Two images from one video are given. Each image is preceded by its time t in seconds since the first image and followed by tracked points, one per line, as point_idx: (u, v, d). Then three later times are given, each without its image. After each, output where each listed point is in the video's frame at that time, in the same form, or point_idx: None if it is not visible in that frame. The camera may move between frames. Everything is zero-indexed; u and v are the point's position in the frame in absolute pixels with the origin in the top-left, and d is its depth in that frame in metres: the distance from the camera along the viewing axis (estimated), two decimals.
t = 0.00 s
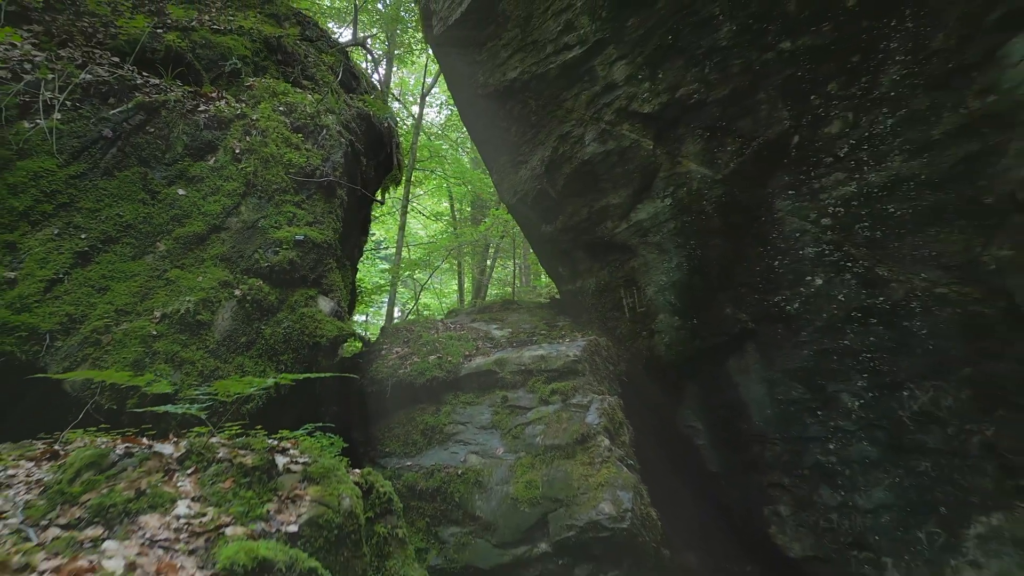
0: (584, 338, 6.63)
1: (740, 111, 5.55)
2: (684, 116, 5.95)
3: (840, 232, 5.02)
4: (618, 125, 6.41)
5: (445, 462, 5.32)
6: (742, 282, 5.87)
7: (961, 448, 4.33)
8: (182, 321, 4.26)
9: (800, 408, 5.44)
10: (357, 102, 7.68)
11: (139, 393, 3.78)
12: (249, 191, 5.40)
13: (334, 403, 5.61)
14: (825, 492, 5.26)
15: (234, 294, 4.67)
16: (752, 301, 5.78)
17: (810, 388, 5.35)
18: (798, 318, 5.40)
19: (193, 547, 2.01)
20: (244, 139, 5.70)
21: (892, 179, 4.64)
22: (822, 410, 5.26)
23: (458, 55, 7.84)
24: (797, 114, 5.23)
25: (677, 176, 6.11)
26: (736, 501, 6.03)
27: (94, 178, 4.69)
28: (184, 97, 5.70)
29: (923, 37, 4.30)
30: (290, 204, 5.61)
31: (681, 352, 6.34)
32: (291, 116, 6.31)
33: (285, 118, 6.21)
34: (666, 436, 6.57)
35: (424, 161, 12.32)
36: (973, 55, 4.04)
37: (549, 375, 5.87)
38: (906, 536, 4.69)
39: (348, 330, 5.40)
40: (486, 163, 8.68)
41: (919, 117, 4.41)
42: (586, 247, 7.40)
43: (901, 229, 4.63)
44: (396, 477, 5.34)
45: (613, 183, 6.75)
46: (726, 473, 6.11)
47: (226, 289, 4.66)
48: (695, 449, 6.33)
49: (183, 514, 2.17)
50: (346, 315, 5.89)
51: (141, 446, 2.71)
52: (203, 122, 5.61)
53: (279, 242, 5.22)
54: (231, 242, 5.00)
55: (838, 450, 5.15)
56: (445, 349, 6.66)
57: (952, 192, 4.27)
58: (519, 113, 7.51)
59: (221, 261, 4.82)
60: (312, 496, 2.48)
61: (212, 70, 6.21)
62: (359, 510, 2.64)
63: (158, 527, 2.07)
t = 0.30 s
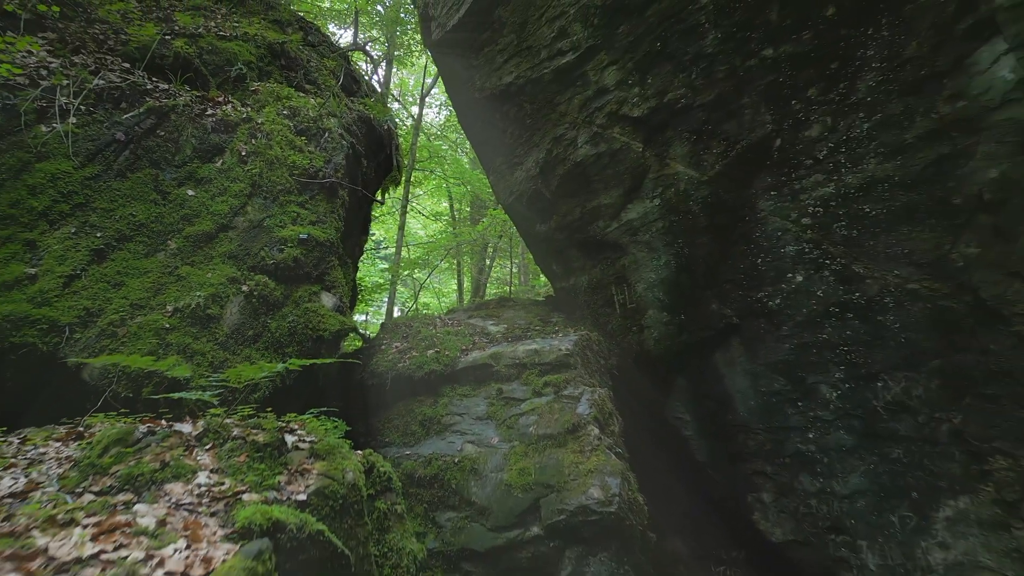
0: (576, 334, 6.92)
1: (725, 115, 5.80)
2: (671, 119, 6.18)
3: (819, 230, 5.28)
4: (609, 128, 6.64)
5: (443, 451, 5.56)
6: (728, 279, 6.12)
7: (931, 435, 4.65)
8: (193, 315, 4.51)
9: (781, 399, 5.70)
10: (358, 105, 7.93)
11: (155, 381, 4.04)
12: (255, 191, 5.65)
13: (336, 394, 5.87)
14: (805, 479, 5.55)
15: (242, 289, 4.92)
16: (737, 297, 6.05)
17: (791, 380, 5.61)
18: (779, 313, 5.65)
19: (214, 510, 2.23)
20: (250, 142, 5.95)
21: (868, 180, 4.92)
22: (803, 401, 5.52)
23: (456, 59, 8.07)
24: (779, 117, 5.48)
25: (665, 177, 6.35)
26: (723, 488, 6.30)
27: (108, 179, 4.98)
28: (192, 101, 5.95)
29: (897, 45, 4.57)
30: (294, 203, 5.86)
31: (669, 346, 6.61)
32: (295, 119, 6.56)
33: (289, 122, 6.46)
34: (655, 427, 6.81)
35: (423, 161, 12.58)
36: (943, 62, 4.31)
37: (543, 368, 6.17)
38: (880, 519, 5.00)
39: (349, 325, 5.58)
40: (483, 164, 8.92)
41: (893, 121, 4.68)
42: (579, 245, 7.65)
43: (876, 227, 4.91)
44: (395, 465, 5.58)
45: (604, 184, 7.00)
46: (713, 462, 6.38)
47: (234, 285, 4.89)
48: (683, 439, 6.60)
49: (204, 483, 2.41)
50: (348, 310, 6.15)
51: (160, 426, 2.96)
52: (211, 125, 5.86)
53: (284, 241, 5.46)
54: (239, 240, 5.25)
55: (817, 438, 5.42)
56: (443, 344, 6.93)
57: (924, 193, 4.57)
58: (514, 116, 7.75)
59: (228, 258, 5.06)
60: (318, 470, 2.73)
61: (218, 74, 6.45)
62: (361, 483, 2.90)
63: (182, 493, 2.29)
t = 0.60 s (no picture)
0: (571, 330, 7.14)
1: (715, 118, 5.96)
2: (664, 122, 6.34)
3: (804, 230, 5.48)
4: (603, 131, 6.81)
5: (441, 444, 5.74)
6: (718, 277, 6.30)
7: (910, 426, 4.87)
8: (201, 310, 4.69)
9: (769, 393, 5.89)
10: (359, 108, 8.12)
11: (166, 374, 4.23)
12: (259, 192, 5.83)
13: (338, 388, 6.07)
14: (792, 471, 5.74)
15: (247, 286, 5.09)
16: (726, 294, 6.24)
17: (778, 375, 5.80)
18: (767, 310, 5.84)
19: (229, 487, 2.41)
20: (254, 144, 6.14)
21: (851, 182, 5.14)
22: (789, 395, 5.71)
23: (454, 62, 8.18)
24: (767, 120, 5.65)
25: (657, 178, 6.53)
26: (714, 479, 6.55)
27: (118, 180, 5.17)
28: (197, 105, 6.13)
29: (880, 50, 4.81)
30: (297, 203, 6.03)
31: (661, 343, 6.82)
32: (298, 122, 6.74)
33: (292, 124, 6.64)
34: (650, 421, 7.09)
35: (423, 161, 12.76)
36: (924, 67, 4.58)
37: (538, 363, 6.38)
38: (862, 508, 5.20)
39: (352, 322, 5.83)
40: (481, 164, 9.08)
41: (877, 124, 4.94)
42: (574, 244, 7.83)
43: (859, 227, 5.13)
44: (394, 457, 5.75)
45: (599, 185, 7.18)
46: (704, 454, 6.61)
47: (240, 283, 5.07)
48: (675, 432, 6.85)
49: (218, 464, 2.59)
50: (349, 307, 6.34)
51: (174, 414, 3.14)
52: (216, 128, 6.04)
53: (288, 240, 5.64)
54: (244, 239, 5.43)
55: (803, 431, 5.61)
56: (442, 340, 7.13)
57: (905, 193, 4.82)
58: (511, 118, 7.92)
59: (234, 257, 5.24)
60: (324, 453, 2.91)
61: (222, 77, 6.63)
62: (363, 466, 3.10)
63: (198, 472, 2.47)
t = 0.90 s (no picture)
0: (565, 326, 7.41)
1: (703, 122, 6.21)
2: (654, 125, 6.57)
3: (787, 229, 5.74)
4: (597, 133, 7.06)
5: (440, 434, 5.99)
6: (706, 274, 6.56)
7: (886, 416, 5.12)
8: (212, 305, 4.93)
9: (754, 385, 6.15)
10: (360, 111, 8.38)
11: (179, 365, 4.48)
12: (265, 193, 6.07)
13: (341, 381, 6.33)
14: (776, 459, 6.01)
15: (254, 283, 5.34)
16: (714, 291, 6.49)
17: (763, 368, 6.05)
18: (752, 306, 6.09)
19: (246, 461, 2.65)
20: (261, 147, 6.39)
21: (831, 183, 5.40)
22: (774, 387, 5.97)
23: (451, 66, 8.34)
24: (752, 124, 5.90)
25: (648, 179, 6.78)
26: (702, 470, 6.80)
27: (131, 182, 5.42)
28: (205, 109, 6.37)
29: (859, 58, 5.07)
30: (301, 204, 6.28)
31: (653, 338, 7.07)
32: (302, 125, 6.99)
33: (296, 127, 6.88)
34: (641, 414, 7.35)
35: (423, 162, 12.98)
36: (901, 74, 4.84)
37: (533, 357, 6.64)
38: (841, 495, 5.46)
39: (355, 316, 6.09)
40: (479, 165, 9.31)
41: (856, 128, 5.20)
42: (569, 243, 8.08)
43: (839, 226, 5.39)
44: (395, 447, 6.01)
45: (592, 186, 7.42)
46: (693, 446, 6.86)
47: (248, 279, 5.32)
48: (665, 425, 7.10)
49: (235, 441, 2.84)
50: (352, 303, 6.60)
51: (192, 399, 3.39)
52: (223, 131, 6.28)
53: (293, 239, 5.88)
54: (251, 238, 5.67)
55: (786, 422, 5.88)
56: (441, 335, 7.38)
57: (882, 194, 5.08)
58: (507, 121, 8.16)
59: (242, 255, 5.49)
60: (331, 434, 3.16)
61: (229, 82, 6.87)
62: (367, 446, 3.35)
63: (218, 448, 2.71)
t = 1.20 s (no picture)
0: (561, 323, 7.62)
1: (695, 125, 6.41)
2: (648, 127, 6.77)
3: (775, 228, 5.94)
4: (592, 136, 7.26)
5: (440, 427, 6.20)
6: (697, 273, 6.77)
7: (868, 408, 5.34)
8: (220, 302, 5.14)
9: (743, 379, 6.36)
10: (362, 113, 8.59)
11: (190, 359, 4.68)
12: (270, 194, 6.28)
13: (344, 376, 6.54)
14: (764, 451, 6.23)
15: (260, 280, 5.54)
16: (705, 289, 6.70)
17: (752, 363, 6.26)
18: (741, 303, 6.30)
19: (260, 444, 2.85)
20: (266, 150, 6.60)
21: (817, 185, 5.60)
22: (762, 382, 6.18)
23: (451, 69, 8.51)
24: (741, 127, 6.10)
25: (641, 180, 6.99)
26: (694, 462, 7.03)
27: (142, 183, 5.63)
28: (212, 112, 6.57)
29: (843, 64, 5.28)
30: (306, 204, 6.49)
31: (646, 334, 7.28)
32: (306, 128, 7.20)
33: (300, 130, 7.10)
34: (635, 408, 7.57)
35: (423, 162, 13.16)
36: (884, 79, 5.03)
37: (529, 353, 6.86)
38: (826, 484, 5.68)
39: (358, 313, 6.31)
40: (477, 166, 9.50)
41: (840, 131, 5.39)
42: (565, 243, 8.28)
43: (824, 226, 5.58)
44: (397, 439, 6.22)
45: (587, 187, 7.63)
46: (685, 439, 7.08)
47: (254, 277, 5.52)
48: (658, 418, 7.32)
49: (249, 426, 3.04)
50: (354, 300, 6.81)
51: (205, 388, 3.60)
52: (229, 134, 6.49)
53: (298, 238, 6.10)
54: (257, 237, 5.87)
55: (774, 414, 6.10)
56: (440, 332, 7.59)
57: (864, 195, 5.28)
58: (505, 124, 8.36)
59: (249, 254, 5.70)
60: (337, 420, 3.36)
61: (234, 86, 7.07)
62: (370, 432, 3.56)
63: (233, 432, 2.92)
